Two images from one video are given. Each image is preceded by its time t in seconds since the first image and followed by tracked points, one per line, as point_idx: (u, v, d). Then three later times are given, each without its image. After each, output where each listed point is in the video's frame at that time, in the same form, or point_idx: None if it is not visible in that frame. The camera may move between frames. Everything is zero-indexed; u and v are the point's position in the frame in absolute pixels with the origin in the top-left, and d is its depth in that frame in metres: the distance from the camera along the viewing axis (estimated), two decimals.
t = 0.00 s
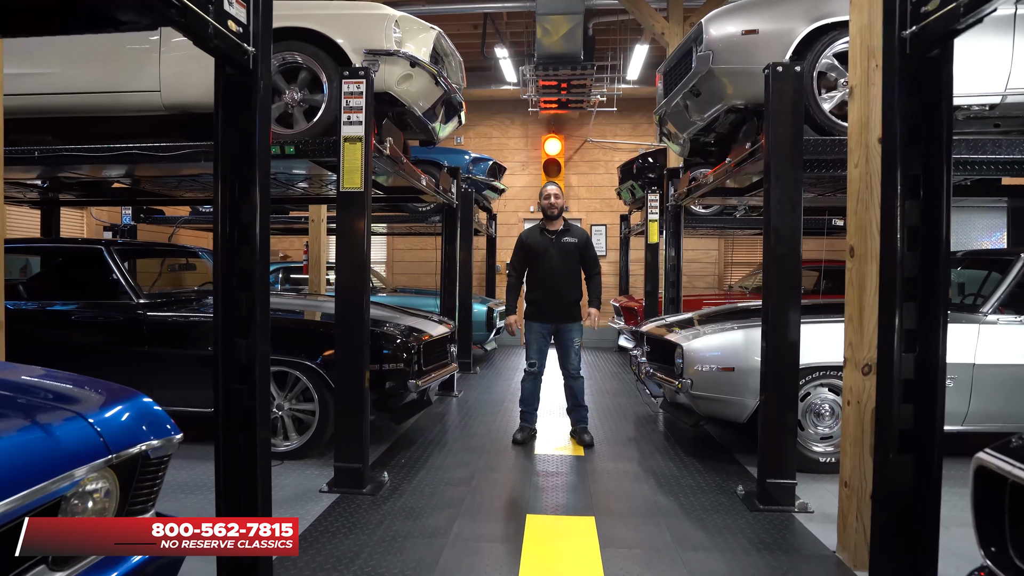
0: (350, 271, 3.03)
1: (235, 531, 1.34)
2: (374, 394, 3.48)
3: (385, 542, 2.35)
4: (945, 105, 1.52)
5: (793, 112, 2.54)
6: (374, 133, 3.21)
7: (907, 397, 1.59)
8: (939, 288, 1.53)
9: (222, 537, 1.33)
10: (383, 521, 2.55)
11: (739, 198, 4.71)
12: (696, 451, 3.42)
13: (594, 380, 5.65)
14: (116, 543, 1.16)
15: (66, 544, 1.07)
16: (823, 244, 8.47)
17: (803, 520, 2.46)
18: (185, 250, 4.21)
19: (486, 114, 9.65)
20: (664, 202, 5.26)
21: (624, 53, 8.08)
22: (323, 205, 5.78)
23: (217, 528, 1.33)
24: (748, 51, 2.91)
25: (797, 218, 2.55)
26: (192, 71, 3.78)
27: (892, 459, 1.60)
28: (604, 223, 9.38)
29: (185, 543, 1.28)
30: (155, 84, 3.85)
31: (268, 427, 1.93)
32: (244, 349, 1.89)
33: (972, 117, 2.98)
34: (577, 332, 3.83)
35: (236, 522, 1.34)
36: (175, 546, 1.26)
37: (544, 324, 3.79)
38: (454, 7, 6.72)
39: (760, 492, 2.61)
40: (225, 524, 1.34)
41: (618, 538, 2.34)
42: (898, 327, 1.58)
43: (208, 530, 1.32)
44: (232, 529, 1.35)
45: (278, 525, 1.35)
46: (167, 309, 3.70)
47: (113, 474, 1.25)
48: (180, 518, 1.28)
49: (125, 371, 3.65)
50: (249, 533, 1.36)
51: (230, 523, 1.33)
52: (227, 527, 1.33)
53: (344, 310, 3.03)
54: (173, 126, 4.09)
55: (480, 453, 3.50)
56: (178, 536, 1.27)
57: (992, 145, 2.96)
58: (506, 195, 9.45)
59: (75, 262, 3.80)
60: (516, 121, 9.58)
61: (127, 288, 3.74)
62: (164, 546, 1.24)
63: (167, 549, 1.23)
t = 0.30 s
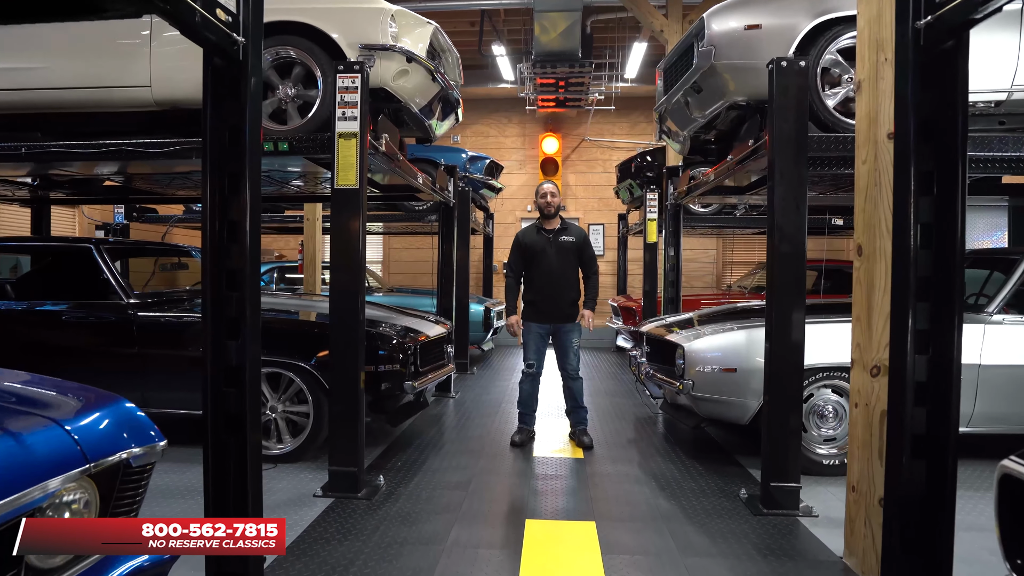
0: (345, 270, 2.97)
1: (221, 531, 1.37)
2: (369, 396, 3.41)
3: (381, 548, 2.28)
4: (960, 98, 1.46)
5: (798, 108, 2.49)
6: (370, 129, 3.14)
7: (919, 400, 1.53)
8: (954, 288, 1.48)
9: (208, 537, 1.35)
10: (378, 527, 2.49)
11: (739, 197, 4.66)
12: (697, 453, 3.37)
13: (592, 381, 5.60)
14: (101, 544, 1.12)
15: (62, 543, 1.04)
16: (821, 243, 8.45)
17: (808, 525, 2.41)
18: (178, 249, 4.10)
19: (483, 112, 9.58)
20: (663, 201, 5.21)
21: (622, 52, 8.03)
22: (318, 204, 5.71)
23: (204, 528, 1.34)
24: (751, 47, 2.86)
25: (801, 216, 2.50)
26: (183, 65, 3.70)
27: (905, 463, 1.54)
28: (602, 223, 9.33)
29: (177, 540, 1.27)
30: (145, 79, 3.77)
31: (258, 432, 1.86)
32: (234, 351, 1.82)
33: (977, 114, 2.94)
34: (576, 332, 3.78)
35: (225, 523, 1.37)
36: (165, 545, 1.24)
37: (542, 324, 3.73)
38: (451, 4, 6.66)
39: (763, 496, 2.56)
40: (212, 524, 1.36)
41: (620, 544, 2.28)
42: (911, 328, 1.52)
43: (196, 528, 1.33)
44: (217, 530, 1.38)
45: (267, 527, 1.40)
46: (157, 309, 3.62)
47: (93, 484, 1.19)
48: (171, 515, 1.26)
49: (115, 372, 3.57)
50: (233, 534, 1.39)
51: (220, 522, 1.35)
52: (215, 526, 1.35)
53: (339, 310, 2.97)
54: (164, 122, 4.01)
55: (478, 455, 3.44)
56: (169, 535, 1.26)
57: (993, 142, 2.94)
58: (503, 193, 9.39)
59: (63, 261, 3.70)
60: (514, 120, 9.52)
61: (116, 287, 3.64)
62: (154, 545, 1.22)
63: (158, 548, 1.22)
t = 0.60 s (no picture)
0: (341, 270, 2.91)
1: (210, 531, 1.36)
2: (366, 398, 3.35)
3: (377, 556, 2.23)
4: (974, 91, 1.42)
5: (801, 105, 2.45)
6: (365, 127, 3.08)
7: (931, 404, 1.49)
8: (966, 288, 1.43)
9: (198, 537, 1.33)
10: (374, 533, 2.43)
11: (739, 196, 4.63)
12: (698, 456, 3.33)
13: (590, 382, 5.56)
14: (87, 543, 1.07)
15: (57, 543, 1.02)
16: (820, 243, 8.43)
17: (812, 530, 2.37)
18: (169, 249, 4.03)
19: (480, 111, 9.53)
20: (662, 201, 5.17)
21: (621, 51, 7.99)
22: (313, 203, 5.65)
23: (195, 528, 1.32)
24: (752, 43, 2.82)
25: (804, 215, 2.47)
26: (174, 61, 3.64)
27: (917, 469, 1.49)
28: (599, 223, 9.29)
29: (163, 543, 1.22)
30: (136, 75, 3.70)
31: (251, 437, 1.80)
32: (224, 354, 1.76)
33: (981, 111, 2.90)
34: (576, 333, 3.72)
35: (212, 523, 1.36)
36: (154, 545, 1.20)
37: (541, 325, 3.68)
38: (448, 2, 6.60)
39: (767, 500, 2.52)
40: (201, 524, 1.34)
41: (621, 550, 2.23)
42: (923, 329, 1.47)
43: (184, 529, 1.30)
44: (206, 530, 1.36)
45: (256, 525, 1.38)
46: (148, 310, 3.54)
47: (73, 495, 1.13)
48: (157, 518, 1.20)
49: (106, 374, 3.50)
50: (222, 533, 1.37)
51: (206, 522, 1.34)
52: (205, 526, 1.33)
53: (333, 310, 2.91)
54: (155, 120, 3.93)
55: (476, 458, 3.39)
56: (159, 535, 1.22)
57: (996, 141, 2.91)
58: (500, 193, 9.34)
59: (52, 261, 3.62)
60: (511, 119, 9.47)
61: (107, 288, 3.57)
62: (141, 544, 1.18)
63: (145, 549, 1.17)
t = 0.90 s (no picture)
0: (335, 270, 2.85)
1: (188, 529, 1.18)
2: (361, 400, 3.30)
3: (371, 563, 2.17)
4: (985, 85, 1.37)
5: (803, 101, 2.40)
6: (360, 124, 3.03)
7: (941, 409, 1.44)
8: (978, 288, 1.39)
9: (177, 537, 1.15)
10: (369, 539, 2.38)
11: (739, 195, 4.60)
12: (698, 458, 3.28)
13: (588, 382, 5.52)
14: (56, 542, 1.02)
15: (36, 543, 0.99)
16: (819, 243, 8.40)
17: (815, 534, 2.33)
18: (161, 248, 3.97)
19: (477, 110, 9.48)
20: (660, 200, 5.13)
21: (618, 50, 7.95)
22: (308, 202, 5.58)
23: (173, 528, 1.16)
24: (753, 40, 2.78)
25: (806, 214, 2.43)
26: (166, 57, 3.57)
27: (927, 474, 1.45)
28: (597, 222, 9.25)
29: (138, 543, 1.10)
30: (126, 72, 3.64)
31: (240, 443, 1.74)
32: (212, 356, 1.70)
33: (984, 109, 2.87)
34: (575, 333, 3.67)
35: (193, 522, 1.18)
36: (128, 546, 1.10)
37: (539, 325, 3.63)
38: None
39: (768, 504, 2.48)
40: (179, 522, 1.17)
41: (621, 556, 2.18)
42: (933, 332, 1.43)
43: (165, 529, 1.14)
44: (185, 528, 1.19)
45: (238, 522, 1.18)
46: (139, 311, 3.48)
47: (49, 507, 1.07)
48: (134, 517, 1.10)
49: (95, 376, 3.43)
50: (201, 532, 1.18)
51: (188, 520, 1.16)
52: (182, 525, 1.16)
53: (327, 311, 2.85)
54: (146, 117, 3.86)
55: (473, 461, 3.34)
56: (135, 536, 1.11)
57: (1000, 139, 2.88)
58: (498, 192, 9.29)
59: (40, 261, 3.54)
60: (508, 118, 9.42)
61: (97, 289, 3.50)
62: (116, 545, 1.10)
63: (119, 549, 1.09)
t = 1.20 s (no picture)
0: (329, 269, 2.79)
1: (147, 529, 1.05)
2: (356, 402, 3.25)
3: (365, 570, 2.12)
4: (997, 78, 1.33)
5: (806, 98, 2.36)
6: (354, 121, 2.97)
7: (951, 413, 1.40)
8: (990, 287, 1.35)
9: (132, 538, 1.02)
10: (363, 545, 2.32)
11: (739, 195, 4.55)
12: (698, 461, 3.24)
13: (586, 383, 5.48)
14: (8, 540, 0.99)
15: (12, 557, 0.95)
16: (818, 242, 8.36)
17: (818, 539, 2.28)
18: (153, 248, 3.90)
19: (474, 109, 9.43)
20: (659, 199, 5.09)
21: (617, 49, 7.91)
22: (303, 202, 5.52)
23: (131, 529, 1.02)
24: (753, 36, 2.75)
25: (809, 212, 2.38)
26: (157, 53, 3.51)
27: (938, 479, 1.40)
28: (595, 222, 9.21)
29: (90, 544, 1.00)
30: (116, 68, 3.58)
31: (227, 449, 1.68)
32: (198, 359, 1.65)
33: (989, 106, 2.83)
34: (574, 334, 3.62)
35: (153, 520, 1.05)
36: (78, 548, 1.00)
37: (538, 326, 3.58)
38: None
39: (771, 508, 2.43)
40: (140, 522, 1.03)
41: (621, 561, 2.13)
42: (944, 333, 1.38)
43: (123, 528, 1.01)
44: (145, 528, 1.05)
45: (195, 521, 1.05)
46: (130, 312, 3.42)
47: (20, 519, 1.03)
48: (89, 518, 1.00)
49: (85, 378, 3.36)
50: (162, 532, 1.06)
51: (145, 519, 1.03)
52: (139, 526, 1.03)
53: (321, 311, 2.79)
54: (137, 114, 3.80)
55: (469, 464, 3.29)
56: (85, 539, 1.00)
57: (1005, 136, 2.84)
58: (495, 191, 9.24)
59: (28, 260, 3.48)
60: (506, 117, 9.38)
61: (87, 289, 3.44)
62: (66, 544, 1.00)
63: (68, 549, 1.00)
